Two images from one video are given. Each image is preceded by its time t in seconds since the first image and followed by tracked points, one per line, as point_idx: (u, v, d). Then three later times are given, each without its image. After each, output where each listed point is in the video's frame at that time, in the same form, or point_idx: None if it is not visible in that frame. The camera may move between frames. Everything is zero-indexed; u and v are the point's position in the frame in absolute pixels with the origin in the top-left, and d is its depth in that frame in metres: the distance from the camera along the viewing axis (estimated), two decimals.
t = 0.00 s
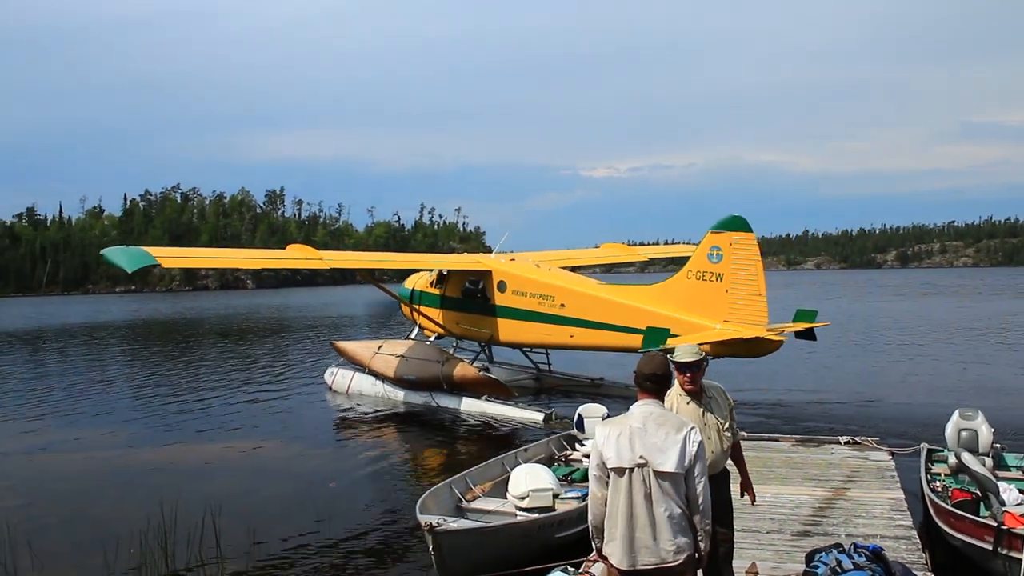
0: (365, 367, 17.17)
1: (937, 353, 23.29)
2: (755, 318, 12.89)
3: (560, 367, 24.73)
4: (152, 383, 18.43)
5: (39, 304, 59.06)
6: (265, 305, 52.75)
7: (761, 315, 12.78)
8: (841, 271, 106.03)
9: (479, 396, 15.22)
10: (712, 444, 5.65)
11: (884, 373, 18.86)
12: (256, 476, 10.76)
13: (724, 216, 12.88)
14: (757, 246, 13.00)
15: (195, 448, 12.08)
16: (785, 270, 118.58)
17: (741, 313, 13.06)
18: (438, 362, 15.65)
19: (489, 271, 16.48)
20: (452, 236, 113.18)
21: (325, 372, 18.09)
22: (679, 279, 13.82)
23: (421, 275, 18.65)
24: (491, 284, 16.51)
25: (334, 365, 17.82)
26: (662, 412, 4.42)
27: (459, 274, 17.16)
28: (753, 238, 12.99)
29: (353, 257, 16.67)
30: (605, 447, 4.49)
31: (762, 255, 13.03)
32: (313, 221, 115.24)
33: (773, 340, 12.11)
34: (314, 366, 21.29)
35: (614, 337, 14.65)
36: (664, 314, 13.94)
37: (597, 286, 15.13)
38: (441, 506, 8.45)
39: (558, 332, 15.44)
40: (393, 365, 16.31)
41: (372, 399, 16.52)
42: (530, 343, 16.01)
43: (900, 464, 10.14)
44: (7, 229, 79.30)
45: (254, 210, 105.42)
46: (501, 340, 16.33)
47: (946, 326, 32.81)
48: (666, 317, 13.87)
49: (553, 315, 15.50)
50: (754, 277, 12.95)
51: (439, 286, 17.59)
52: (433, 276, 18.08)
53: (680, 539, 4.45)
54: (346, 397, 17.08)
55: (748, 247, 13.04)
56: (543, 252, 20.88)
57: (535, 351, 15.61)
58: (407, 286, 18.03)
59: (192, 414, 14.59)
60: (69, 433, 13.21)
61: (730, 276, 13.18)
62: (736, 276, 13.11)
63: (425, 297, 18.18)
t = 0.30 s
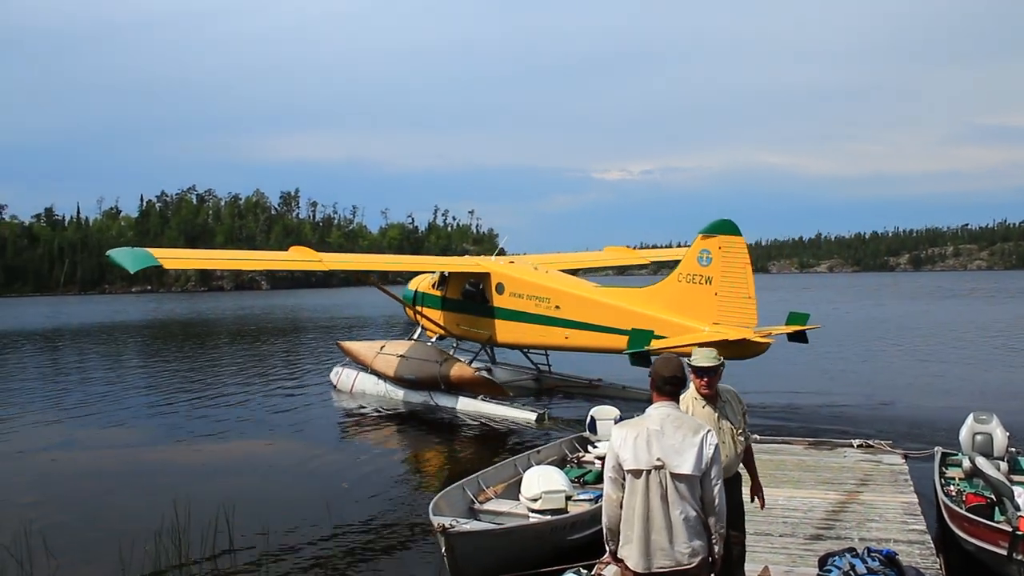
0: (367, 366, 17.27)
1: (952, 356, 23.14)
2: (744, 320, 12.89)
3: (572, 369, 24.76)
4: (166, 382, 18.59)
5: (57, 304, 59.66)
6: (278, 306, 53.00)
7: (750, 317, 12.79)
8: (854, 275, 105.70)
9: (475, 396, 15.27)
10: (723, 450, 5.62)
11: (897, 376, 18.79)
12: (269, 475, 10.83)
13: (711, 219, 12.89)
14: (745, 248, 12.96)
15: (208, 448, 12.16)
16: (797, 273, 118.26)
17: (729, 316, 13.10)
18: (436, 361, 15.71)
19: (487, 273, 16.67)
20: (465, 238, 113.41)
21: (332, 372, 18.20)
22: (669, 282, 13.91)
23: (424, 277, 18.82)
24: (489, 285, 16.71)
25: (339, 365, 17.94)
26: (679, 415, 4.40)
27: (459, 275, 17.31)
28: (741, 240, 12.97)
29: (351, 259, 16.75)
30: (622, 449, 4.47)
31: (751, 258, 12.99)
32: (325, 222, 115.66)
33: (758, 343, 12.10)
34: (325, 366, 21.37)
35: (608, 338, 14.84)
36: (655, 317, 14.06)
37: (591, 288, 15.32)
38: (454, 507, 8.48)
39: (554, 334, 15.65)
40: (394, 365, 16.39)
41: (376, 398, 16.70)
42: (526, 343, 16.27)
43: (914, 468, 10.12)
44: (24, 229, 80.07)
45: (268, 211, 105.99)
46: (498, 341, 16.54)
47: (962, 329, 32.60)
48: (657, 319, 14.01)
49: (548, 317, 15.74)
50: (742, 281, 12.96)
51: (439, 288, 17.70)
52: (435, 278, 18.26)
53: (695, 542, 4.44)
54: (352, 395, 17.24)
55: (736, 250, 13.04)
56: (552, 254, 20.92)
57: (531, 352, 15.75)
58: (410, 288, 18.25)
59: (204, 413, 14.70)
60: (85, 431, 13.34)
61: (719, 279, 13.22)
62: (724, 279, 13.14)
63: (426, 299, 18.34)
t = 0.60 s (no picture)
0: (371, 364, 17.37)
1: (971, 356, 22.94)
2: (735, 318, 13.01)
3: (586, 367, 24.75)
4: (181, 381, 18.73)
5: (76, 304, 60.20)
6: (290, 305, 53.21)
7: (740, 316, 12.88)
8: (866, 275, 105.21)
9: (472, 392, 15.28)
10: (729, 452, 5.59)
11: (911, 376, 18.69)
12: (281, 473, 10.88)
13: (702, 219, 13.03)
14: (736, 248, 13.06)
15: (220, 446, 12.22)
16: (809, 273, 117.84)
17: (720, 314, 13.20)
18: (434, 358, 15.74)
19: (486, 272, 16.82)
20: (479, 238, 113.55)
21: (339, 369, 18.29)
22: (660, 281, 14.01)
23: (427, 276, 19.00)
24: (488, 284, 16.86)
25: (345, 362, 18.06)
26: (695, 412, 4.27)
27: (460, 274, 17.46)
28: (731, 240, 13.08)
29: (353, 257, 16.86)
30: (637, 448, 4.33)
31: (740, 257, 13.10)
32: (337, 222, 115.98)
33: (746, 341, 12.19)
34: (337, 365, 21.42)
35: (602, 336, 14.94)
36: (647, 315, 14.15)
37: (585, 287, 15.45)
38: (468, 506, 8.48)
39: (550, 332, 15.77)
40: (395, 363, 16.46)
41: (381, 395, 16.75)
42: (521, 342, 16.40)
43: (929, 469, 10.06)
44: (40, 229, 80.75)
45: (282, 211, 106.44)
46: (496, 340, 16.66)
47: (983, 329, 32.29)
48: (650, 317, 14.08)
49: (543, 315, 15.87)
50: (733, 279, 13.07)
51: (442, 287, 17.84)
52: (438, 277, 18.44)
53: (712, 540, 4.29)
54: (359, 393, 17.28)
55: (726, 249, 13.15)
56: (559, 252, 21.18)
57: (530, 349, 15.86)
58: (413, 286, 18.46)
59: (217, 411, 14.80)
60: (100, 429, 13.46)
61: (710, 278, 13.33)
62: (715, 278, 13.24)
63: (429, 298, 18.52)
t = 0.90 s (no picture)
0: (371, 355, 17.52)
1: (984, 350, 22.81)
2: (721, 309, 13.20)
3: (597, 359, 24.74)
4: (193, 372, 18.83)
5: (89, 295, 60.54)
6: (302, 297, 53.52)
7: (725, 307, 13.10)
8: (877, 270, 104.97)
9: (467, 382, 15.39)
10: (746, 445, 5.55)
11: (922, 370, 18.63)
12: (291, 464, 10.93)
13: (688, 212, 13.25)
14: (721, 241, 13.24)
15: (231, 437, 12.29)
16: (819, 267, 117.55)
17: (706, 305, 13.45)
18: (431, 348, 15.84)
19: (484, 264, 17.06)
20: (491, 231, 113.52)
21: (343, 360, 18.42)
22: (649, 273, 14.26)
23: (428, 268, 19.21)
24: (485, 276, 17.10)
25: (348, 353, 18.21)
26: (706, 404, 4.23)
27: (458, 266, 17.70)
28: (716, 233, 13.31)
29: (351, 250, 17.06)
30: (648, 439, 4.28)
31: (726, 250, 13.32)
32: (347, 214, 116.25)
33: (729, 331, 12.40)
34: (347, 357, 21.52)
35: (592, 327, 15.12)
36: (636, 306, 14.36)
37: (577, 279, 15.62)
38: (479, 498, 8.49)
39: (542, 323, 15.95)
40: (393, 353, 16.59)
41: (384, 386, 16.84)
42: (516, 333, 16.59)
43: (941, 463, 10.03)
44: (53, 221, 81.15)
45: (293, 203, 106.63)
46: (492, 330, 16.88)
47: (1000, 323, 32.06)
48: (639, 308, 14.29)
49: (537, 307, 16.05)
50: (717, 271, 13.28)
51: (440, 279, 18.06)
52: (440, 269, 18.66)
53: (723, 533, 4.22)
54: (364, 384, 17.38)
55: (712, 241, 13.37)
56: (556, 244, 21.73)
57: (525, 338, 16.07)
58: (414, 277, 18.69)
59: (227, 403, 14.89)
60: (113, 419, 13.55)
61: (695, 269, 13.55)
62: (701, 270, 13.48)
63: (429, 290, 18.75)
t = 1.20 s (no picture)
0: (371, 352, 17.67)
1: (995, 349, 22.70)
2: (703, 308, 13.43)
3: (605, 357, 24.72)
4: (202, 371, 18.87)
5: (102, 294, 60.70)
6: (312, 297, 53.70)
7: (709, 305, 13.24)
8: (886, 268, 104.68)
9: (460, 379, 15.45)
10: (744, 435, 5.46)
11: (933, 369, 18.55)
12: (301, 463, 10.94)
13: (672, 211, 13.36)
14: (704, 240, 13.39)
15: (240, 436, 12.32)
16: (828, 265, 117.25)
17: (690, 304, 13.58)
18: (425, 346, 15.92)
19: (478, 263, 17.11)
20: (499, 229, 113.59)
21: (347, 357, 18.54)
22: (635, 272, 14.33)
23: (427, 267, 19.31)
24: (480, 275, 17.11)
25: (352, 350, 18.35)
26: (715, 402, 4.16)
27: (454, 265, 17.79)
28: (700, 232, 13.44)
29: (349, 249, 17.24)
30: (657, 438, 4.23)
31: (709, 249, 13.46)
32: (355, 213, 116.48)
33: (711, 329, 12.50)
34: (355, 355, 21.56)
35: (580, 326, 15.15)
36: (623, 305, 14.40)
37: (569, 277, 15.59)
38: (489, 496, 8.50)
39: (534, 322, 15.98)
40: (391, 351, 16.71)
41: (387, 383, 16.84)
42: (510, 332, 16.62)
43: (952, 462, 9.99)
44: (64, 220, 81.39)
45: (302, 202, 106.89)
46: (486, 329, 16.93)
47: (1011, 322, 31.92)
48: (625, 307, 14.34)
49: (529, 306, 16.08)
50: (701, 270, 13.44)
51: (439, 278, 18.08)
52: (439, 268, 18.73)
53: (732, 530, 4.15)
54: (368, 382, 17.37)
55: (695, 240, 13.50)
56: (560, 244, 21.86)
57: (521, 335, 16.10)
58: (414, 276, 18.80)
59: (236, 401, 14.93)
60: (124, 418, 13.59)
61: (679, 268, 13.65)
62: (685, 269, 13.60)
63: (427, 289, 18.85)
